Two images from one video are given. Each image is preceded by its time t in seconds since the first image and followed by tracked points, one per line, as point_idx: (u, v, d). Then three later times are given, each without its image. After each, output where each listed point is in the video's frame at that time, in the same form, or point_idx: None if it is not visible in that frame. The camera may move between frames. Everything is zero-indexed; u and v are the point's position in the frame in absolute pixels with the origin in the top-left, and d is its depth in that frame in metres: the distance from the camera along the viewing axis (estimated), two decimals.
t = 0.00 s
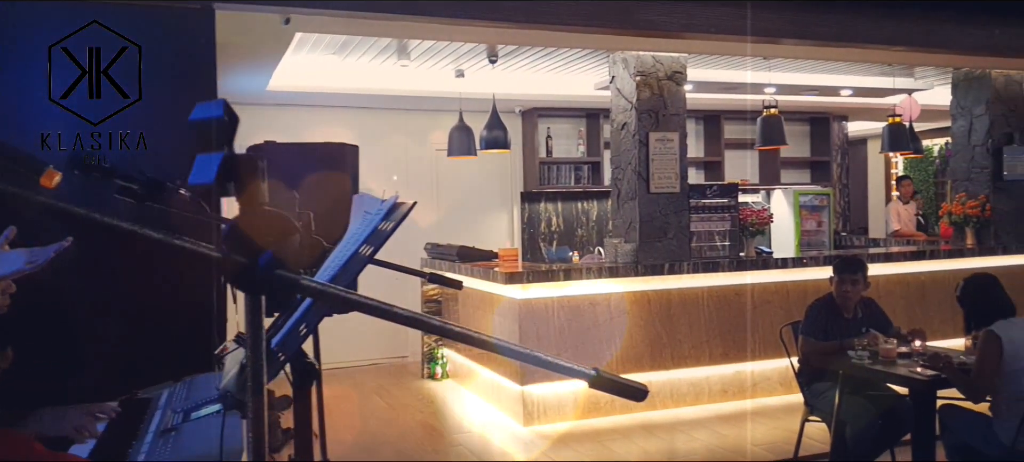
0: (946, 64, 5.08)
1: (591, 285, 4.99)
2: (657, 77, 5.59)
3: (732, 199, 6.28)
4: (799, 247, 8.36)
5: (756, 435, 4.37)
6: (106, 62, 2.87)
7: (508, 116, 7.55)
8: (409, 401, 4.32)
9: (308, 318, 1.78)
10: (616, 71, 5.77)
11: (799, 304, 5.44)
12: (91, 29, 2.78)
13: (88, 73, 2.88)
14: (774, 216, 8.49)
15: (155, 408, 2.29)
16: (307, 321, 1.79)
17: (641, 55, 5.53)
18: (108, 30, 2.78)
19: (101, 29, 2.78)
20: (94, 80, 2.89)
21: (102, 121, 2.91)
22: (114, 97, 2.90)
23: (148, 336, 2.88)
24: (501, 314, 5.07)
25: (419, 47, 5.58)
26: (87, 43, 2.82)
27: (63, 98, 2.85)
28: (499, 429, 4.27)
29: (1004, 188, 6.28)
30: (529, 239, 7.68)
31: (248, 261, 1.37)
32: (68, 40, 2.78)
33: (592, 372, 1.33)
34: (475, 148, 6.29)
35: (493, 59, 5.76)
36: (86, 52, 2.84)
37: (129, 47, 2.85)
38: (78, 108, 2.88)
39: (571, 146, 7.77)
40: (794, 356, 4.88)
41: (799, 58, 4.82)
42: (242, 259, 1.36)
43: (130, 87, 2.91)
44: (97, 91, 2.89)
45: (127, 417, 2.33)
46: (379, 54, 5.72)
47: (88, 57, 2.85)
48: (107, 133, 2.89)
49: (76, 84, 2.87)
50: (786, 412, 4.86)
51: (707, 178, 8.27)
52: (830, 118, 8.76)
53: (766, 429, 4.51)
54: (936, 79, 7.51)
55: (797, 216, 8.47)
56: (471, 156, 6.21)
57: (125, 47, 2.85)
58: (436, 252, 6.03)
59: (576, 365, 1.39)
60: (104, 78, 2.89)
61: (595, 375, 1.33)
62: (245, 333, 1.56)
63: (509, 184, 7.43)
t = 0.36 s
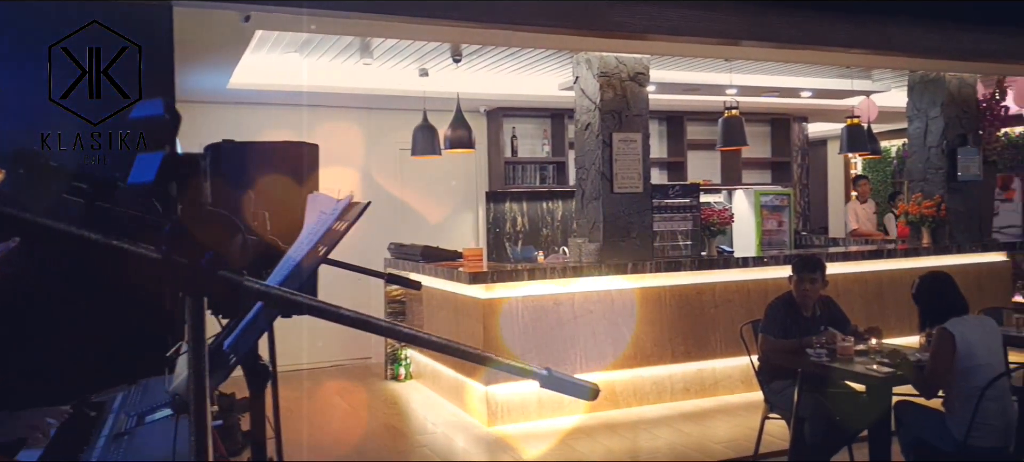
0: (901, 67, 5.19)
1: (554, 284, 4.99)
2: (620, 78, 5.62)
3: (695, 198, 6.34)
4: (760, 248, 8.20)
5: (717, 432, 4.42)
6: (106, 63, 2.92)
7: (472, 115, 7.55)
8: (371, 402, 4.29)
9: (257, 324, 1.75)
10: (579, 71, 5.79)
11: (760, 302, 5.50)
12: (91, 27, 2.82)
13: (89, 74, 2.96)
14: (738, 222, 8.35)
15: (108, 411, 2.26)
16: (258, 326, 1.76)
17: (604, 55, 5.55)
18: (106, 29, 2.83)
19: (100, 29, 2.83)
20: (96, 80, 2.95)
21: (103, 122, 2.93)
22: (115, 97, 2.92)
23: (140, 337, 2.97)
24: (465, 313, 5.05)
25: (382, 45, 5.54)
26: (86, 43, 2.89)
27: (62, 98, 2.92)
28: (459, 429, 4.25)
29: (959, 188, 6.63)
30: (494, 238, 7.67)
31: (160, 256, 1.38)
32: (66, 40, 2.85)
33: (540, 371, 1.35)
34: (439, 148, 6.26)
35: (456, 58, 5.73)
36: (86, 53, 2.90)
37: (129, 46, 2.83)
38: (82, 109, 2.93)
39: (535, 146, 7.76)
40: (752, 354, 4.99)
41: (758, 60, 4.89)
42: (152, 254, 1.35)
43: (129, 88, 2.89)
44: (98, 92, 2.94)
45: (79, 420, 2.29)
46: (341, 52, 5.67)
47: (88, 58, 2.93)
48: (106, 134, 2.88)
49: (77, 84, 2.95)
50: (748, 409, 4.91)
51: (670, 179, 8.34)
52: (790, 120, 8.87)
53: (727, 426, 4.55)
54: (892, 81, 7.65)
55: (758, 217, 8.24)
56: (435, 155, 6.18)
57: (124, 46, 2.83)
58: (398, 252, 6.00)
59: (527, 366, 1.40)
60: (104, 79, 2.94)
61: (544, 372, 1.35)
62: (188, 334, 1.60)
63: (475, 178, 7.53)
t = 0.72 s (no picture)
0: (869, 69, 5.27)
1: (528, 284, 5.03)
2: (594, 78, 5.64)
3: (667, 198, 6.54)
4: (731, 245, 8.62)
5: (689, 431, 4.44)
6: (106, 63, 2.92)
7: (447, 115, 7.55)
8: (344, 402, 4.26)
9: (223, 322, 1.77)
10: (554, 71, 5.79)
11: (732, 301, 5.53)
12: (91, 27, 2.88)
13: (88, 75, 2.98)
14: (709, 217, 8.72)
15: (74, 413, 2.22)
16: (223, 326, 1.78)
17: (578, 55, 5.58)
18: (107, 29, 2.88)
19: (101, 29, 2.88)
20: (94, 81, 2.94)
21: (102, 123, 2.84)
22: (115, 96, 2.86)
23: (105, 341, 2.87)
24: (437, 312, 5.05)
25: (356, 43, 5.52)
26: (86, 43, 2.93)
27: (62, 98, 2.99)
28: (432, 427, 4.25)
29: (927, 190, 6.72)
30: (469, 237, 7.49)
31: (121, 254, 1.35)
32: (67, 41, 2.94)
33: (509, 369, 1.35)
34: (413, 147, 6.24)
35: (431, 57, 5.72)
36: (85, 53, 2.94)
37: (129, 46, 2.89)
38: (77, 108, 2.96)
39: (511, 145, 7.83)
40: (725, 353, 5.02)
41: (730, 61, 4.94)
42: (110, 251, 1.33)
43: (130, 89, 2.86)
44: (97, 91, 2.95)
45: (44, 422, 2.25)
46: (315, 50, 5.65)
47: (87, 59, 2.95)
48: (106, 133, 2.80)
49: (75, 84, 2.99)
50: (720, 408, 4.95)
51: (644, 179, 8.38)
52: (762, 121, 8.96)
53: (699, 424, 4.58)
54: (863, 82, 7.75)
55: (730, 216, 8.66)
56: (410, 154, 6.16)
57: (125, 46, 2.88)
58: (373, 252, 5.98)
59: (498, 365, 1.40)
60: (103, 79, 2.93)
61: (513, 372, 1.35)
62: (148, 334, 1.55)
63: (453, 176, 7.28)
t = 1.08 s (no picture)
0: (840, 70, 5.34)
1: (503, 283, 5.10)
2: (569, 78, 5.65)
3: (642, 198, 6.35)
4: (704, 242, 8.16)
5: (662, 428, 4.48)
6: (106, 64, 2.83)
7: (422, 113, 7.54)
8: (317, 401, 4.23)
9: (190, 320, 1.74)
10: (529, 70, 5.80)
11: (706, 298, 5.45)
12: (91, 28, 2.76)
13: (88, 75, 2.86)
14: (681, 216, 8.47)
15: (40, 413, 2.20)
16: (190, 323, 1.76)
17: (553, 54, 5.59)
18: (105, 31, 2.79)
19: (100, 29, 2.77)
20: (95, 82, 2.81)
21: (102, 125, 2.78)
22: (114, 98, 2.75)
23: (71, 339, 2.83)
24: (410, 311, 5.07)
25: (329, 40, 5.47)
26: (87, 42, 2.80)
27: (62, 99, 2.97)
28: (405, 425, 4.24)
29: (897, 189, 6.87)
30: (443, 237, 7.43)
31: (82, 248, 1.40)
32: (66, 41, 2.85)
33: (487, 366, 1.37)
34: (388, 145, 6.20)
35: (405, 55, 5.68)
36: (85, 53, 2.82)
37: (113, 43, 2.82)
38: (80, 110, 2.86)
39: (485, 144, 7.82)
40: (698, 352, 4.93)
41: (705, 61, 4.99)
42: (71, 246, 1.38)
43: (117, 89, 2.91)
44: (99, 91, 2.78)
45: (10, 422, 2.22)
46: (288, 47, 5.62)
47: (88, 58, 2.82)
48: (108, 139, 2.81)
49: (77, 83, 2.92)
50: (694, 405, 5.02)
51: (618, 178, 8.42)
52: (735, 121, 9.04)
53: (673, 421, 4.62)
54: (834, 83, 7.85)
55: (703, 215, 8.33)
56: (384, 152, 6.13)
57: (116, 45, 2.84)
58: (345, 251, 5.91)
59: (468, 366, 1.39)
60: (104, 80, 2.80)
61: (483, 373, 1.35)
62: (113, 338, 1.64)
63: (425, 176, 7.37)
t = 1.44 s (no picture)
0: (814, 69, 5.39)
1: (481, 281, 4.96)
2: (547, 75, 5.65)
3: (620, 195, 6.32)
4: (680, 240, 8.22)
5: (639, 426, 4.49)
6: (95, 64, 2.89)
7: (399, 110, 7.52)
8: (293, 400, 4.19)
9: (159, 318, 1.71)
10: (506, 67, 5.79)
11: (679, 295, 5.62)
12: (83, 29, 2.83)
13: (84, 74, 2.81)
14: (658, 213, 8.38)
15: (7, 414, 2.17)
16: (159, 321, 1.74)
17: (530, 52, 5.58)
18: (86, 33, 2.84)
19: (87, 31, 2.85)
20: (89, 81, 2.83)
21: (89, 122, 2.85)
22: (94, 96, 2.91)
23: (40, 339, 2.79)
24: (388, 309, 4.96)
25: (304, 36, 5.43)
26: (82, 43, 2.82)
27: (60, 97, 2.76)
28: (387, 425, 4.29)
29: (871, 186, 6.87)
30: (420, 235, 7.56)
31: (37, 247, 1.35)
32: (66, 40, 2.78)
33: (444, 365, 1.32)
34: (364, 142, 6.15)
35: (382, 51, 5.64)
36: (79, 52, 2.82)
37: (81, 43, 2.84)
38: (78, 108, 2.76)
39: (463, 141, 7.74)
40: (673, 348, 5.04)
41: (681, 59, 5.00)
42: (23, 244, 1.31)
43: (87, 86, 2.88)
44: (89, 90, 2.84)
45: None
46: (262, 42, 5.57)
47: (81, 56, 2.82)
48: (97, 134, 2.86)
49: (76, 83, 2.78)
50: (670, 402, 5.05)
51: (596, 175, 8.44)
52: (712, 118, 9.09)
53: (648, 418, 4.68)
54: (811, 80, 7.89)
55: (679, 212, 8.33)
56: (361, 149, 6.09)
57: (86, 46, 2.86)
58: (322, 249, 5.90)
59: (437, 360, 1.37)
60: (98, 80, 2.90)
61: (452, 367, 1.32)
62: (70, 341, 1.47)
63: (401, 175, 7.54)
